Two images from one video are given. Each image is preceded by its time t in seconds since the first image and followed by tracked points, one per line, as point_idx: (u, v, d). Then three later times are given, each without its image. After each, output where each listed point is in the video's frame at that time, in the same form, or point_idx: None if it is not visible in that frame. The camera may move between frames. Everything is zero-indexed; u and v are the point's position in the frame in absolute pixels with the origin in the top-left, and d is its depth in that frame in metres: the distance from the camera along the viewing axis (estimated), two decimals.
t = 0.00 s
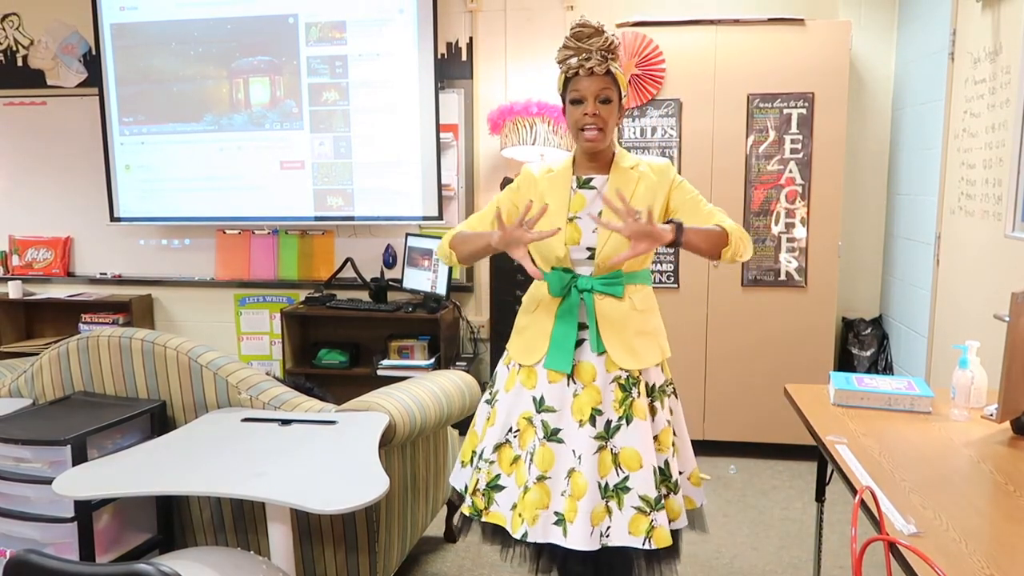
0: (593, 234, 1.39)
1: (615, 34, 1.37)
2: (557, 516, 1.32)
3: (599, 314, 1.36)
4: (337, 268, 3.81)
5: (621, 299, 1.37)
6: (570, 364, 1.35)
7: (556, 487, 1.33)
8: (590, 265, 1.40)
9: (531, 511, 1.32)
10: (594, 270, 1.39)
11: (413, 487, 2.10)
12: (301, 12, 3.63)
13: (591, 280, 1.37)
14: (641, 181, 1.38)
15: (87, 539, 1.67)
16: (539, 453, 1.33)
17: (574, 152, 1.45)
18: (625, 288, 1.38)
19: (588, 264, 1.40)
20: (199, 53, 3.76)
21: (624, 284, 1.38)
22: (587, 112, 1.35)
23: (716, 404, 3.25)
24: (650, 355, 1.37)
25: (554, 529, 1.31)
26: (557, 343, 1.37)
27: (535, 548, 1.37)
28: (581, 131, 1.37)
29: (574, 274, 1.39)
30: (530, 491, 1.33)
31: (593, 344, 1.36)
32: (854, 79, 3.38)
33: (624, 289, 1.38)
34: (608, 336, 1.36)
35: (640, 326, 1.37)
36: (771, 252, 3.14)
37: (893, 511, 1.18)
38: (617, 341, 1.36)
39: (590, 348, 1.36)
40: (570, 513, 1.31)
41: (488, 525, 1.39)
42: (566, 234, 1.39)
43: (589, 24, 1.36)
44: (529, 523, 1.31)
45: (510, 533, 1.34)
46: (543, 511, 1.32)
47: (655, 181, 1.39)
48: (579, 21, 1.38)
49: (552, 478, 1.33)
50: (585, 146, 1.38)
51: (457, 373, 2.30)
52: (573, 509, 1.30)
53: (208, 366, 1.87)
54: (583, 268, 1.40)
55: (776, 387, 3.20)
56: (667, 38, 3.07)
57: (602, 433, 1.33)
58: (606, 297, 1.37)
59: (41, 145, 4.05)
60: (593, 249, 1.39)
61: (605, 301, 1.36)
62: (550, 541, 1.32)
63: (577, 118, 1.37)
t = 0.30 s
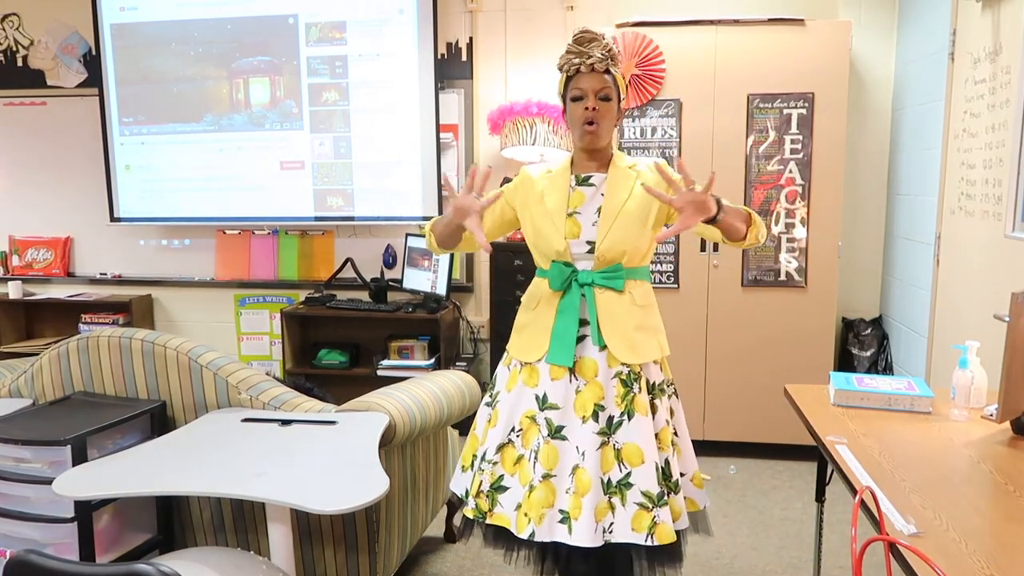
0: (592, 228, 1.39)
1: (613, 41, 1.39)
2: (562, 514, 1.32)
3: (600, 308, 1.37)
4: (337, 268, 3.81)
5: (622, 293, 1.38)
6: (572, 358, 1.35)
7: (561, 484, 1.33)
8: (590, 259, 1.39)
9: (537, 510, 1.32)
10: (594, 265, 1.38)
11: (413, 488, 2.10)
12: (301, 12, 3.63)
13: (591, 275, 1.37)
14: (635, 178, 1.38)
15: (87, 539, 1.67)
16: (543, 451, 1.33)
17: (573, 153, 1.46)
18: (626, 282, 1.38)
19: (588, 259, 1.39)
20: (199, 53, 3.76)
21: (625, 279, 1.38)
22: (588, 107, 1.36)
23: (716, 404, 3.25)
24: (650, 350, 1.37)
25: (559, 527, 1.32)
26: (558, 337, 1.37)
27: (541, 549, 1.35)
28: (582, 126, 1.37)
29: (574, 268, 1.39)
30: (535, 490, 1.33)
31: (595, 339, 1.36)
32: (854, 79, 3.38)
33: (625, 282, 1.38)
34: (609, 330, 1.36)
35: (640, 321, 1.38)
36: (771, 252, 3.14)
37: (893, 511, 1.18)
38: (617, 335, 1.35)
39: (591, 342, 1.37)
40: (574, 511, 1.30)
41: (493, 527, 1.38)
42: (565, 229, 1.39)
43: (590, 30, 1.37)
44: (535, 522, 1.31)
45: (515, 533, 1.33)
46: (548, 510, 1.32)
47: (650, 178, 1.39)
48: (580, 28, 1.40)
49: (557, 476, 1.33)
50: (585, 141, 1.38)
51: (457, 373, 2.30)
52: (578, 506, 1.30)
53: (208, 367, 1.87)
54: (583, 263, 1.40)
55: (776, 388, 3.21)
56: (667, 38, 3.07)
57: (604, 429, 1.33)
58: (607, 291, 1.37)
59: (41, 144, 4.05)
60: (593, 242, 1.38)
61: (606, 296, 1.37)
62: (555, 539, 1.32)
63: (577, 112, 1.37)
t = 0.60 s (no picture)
0: (592, 226, 1.39)
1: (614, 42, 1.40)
2: (563, 512, 1.31)
3: (600, 305, 1.37)
4: (337, 268, 3.81)
5: (621, 290, 1.38)
6: (572, 355, 1.35)
7: (561, 481, 1.33)
8: (589, 256, 1.39)
9: (538, 507, 1.32)
10: (594, 262, 1.39)
11: (413, 488, 2.10)
12: (301, 12, 3.63)
13: (591, 271, 1.37)
14: (632, 177, 1.39)
15: (87, 539, 1.67)
16: (544, 448, 1.33)
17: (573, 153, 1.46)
18: (626, 280, 1.38)
19: (588, 256, 1.39)
20: (199, 54, 3.76)
21: (625, 276, 1.38)
22: (586, 107, 1.36)
23: (716, 404, 3.25)
24: (649, 347, 1.37)
25: (559, 525, 1.31)
26: (558, 333, 1.36)
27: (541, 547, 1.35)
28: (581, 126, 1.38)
29: (574, 265, 1.39)
30: (536, 487, 1.33)
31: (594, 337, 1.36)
32: (854, 80, 3.38)
33: (625, 279, 1.38)
34: (608, 326, 1.36)
35: (640, 318, 1.38)
36: (771, 252, 3.14)
37: (893, 511, 1.18)
38: (616, 333, 1.36)
39: (591, 339, 1.37)
40: (574, 508, 1.30)
41: (494, 526, 1.38)
42: (565, 227, 1.39)
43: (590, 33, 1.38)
44: (536, 519, 1.31)
45: (516, 531, 1.33)
46: (549, 507, 1.32)
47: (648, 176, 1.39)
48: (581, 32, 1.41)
49: (557, 473, 1.33)
50: (584, 140, 1.38)
51: (457, 373, 2.30)
52: (578, 503, 1.30)
53: (208, 367, 1.87)
54: (583, 261, 1.40)
55: (775, 388, 3.21)
56: (667, 39, 3.07)
57: (604, 426, 1.33)
58: (606, 288, 1.37)
59: (41, 144, 4.05)
60: (592, 239, 1.38)
61: (606, 293, 1.37)
62: (556, 537, 1.32)
63: (576, 112, 1.37)
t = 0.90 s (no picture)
0: (594, 227, 1.39)
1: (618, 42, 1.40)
2: (563, 512, 1.31)
3: (602, 306, 1.36)
4: (337, 268, 3.81)
5: (623, 292, 1.37)
6: (573, 356, 1.35)
7: (562, 481, 1.33)
8: (591, 257, 1.39)
9: (539, 507, 1.32)
10: (595, 263, 1.38)
11: (413, 488, 2.10)
12: (301, 12, 3.63)
13: (593, 273, 1.37)
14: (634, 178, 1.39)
15: (87, 539, 1.67)
16: (544, 448, 1.33)
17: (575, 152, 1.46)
18: (628, 281, 1.38)
19: (590, 257, 1.39)
20: (199, 54, 3.76)
21: (627, 277, 1.38)
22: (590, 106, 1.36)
23: (716, 404, 3.25)
24: (650, 348, 1.37)
25: (560, 525, 1.31)
26: (560, 335, 1.36)
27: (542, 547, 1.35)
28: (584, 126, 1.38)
29: (576, 266, 1.39)
30: (537, 487, 1.33)
31: (595, 338, 1.36)
32: (854, 80, 3.38)
33: (627, 280, 1.38)
34: (610, 327, 1.36)
35: (642, 319, 1.38)
36: (771, 252, 3.14)
37: (893, 511, 1.18)
38: (618, 334, 1.35)
39: (592, 341, 1.37)
40: (575, 508, 1.30)
41: (495, 525, 1.38)
42: (567, 227, 1.39)
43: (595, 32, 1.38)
44: (538, 519, 1.31)
45: (517, 531, 1.33)
46: (550, 507, 1.32)
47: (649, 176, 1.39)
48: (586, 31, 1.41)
49: (558, 473, 1.33)
50: (587, 139, 1.38)
51: (457, 373, 2.30)
52: (578, 503, 1.30)
53: (208, 367, 1.87)
54: (585, 262, 1.39)
55: (775, 388, 3.21)
56: (667, 39, 3.07)
57: (605, 427, 1.33)
58: (608, 288, 1.37)
59: (41, 145, 4.05)
60: (594, 241, 1.38)
61: (607, 294, 1.37)
62: (556, 537, 1.32)
63: (580, 111, 1.37)
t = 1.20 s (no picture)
0: (602, 230, 1.39)
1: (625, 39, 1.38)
2: (570, 514, 1.32)
3: (608, 309, 1.36)
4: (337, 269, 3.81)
5: (630, 296, 1.38)
6: (581, 360, 1.35)
7: (568, 484, 1.33)
8: (599, 261, 1.39)
9: (546, 510, 1.32)
10: (602, 267, 1.39)
11: (413, 488, 2.10)
12: (301, 12, 3.63)
13: (600, 276, 1.37)
14: (642, 181, 1.38)
15: (87, 540, 1.66)
16: (551, 451, 1.33)
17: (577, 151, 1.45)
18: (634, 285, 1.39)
19: (597, 261, 1.39)
20: (199, 54, 3.76)
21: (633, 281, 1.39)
22: (597, 108, 1.36)
23: (716, 404, 3.25)
24: (654, 352, 1.38)
25: (566, 527, 1.32)
26: (567, 339, 1.36)
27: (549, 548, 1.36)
28: (588, 127, 1.37)
29: (583, 270, 1.39)
30: (544, 490, 1.33)
31: (602, 342, 1.36)
32: (855, 80, 3.38)
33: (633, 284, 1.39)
34: (616, 331, 1.36)
35: (647, 323, 1.38)
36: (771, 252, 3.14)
37: (893, 511, 1.18)
38: (625, 338, 1.36)
39: (599, 344, 1.37)
40: (582, 510, 1.31)
41: (501, 527, 1.38)
42: (573, 231, 1.39)
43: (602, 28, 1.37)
44: (545, 522, 1.31)
45: (525, 534, 1.33)
46: (557, 510, 1.32)
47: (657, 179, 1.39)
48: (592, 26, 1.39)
49: (564, 476, 1.33)
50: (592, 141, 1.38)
51: (457, 373, 2.30)
52: (585, 506, 1.31)
53: (208, 367, 1.87)
54: (591, 266, 1.40)
55: (775, 388, 3.21)
56: (667, 39, 3.08)
57: (612, 429, 1.34)
58: (615, 292, 1.37)
59: (41, 145, 4.05)
60: (601, 245, 1.39)
61: (615, 298, 1.37)
62: (563, 539, 1.33)
63: (586, 112, 1.37)
